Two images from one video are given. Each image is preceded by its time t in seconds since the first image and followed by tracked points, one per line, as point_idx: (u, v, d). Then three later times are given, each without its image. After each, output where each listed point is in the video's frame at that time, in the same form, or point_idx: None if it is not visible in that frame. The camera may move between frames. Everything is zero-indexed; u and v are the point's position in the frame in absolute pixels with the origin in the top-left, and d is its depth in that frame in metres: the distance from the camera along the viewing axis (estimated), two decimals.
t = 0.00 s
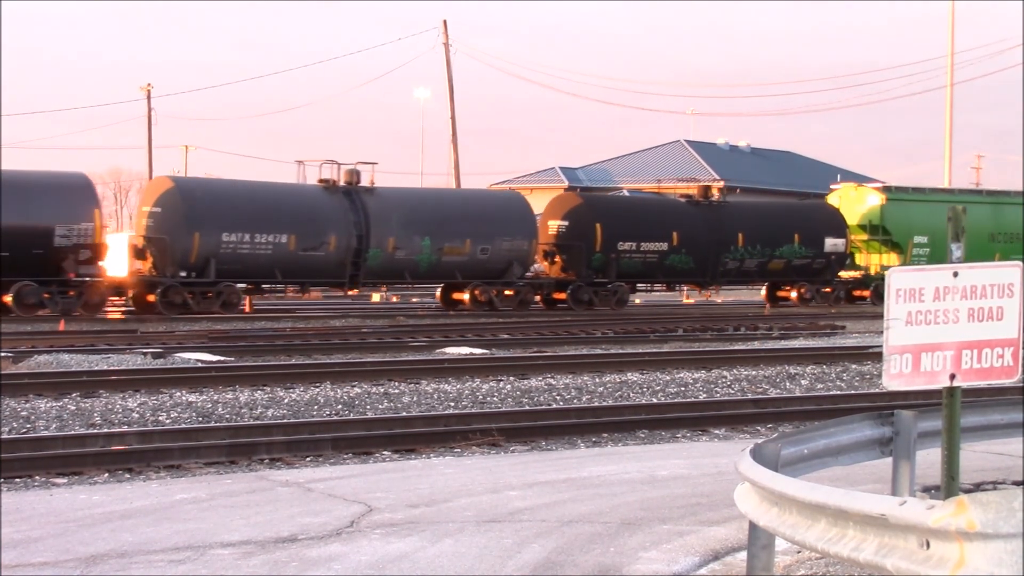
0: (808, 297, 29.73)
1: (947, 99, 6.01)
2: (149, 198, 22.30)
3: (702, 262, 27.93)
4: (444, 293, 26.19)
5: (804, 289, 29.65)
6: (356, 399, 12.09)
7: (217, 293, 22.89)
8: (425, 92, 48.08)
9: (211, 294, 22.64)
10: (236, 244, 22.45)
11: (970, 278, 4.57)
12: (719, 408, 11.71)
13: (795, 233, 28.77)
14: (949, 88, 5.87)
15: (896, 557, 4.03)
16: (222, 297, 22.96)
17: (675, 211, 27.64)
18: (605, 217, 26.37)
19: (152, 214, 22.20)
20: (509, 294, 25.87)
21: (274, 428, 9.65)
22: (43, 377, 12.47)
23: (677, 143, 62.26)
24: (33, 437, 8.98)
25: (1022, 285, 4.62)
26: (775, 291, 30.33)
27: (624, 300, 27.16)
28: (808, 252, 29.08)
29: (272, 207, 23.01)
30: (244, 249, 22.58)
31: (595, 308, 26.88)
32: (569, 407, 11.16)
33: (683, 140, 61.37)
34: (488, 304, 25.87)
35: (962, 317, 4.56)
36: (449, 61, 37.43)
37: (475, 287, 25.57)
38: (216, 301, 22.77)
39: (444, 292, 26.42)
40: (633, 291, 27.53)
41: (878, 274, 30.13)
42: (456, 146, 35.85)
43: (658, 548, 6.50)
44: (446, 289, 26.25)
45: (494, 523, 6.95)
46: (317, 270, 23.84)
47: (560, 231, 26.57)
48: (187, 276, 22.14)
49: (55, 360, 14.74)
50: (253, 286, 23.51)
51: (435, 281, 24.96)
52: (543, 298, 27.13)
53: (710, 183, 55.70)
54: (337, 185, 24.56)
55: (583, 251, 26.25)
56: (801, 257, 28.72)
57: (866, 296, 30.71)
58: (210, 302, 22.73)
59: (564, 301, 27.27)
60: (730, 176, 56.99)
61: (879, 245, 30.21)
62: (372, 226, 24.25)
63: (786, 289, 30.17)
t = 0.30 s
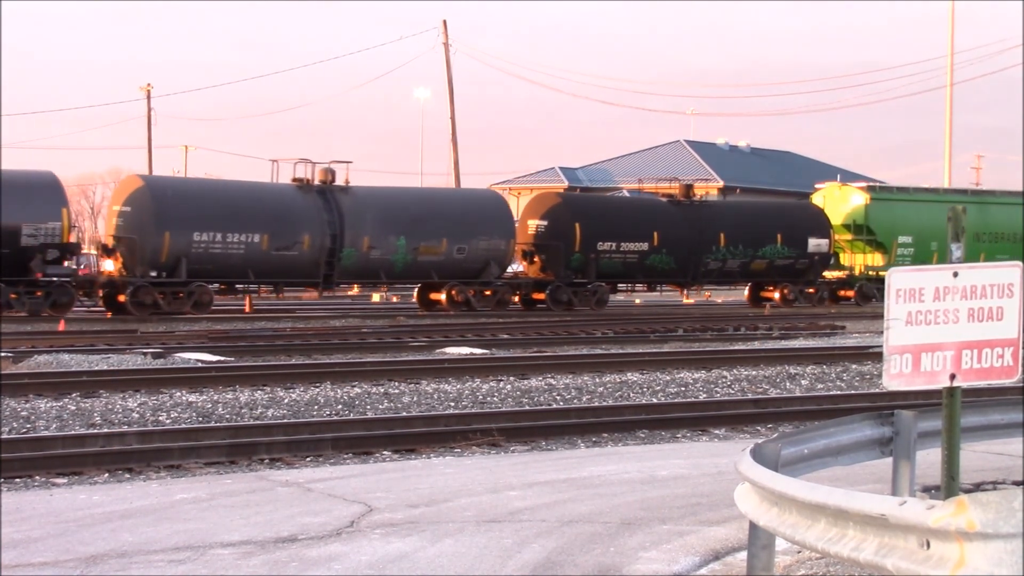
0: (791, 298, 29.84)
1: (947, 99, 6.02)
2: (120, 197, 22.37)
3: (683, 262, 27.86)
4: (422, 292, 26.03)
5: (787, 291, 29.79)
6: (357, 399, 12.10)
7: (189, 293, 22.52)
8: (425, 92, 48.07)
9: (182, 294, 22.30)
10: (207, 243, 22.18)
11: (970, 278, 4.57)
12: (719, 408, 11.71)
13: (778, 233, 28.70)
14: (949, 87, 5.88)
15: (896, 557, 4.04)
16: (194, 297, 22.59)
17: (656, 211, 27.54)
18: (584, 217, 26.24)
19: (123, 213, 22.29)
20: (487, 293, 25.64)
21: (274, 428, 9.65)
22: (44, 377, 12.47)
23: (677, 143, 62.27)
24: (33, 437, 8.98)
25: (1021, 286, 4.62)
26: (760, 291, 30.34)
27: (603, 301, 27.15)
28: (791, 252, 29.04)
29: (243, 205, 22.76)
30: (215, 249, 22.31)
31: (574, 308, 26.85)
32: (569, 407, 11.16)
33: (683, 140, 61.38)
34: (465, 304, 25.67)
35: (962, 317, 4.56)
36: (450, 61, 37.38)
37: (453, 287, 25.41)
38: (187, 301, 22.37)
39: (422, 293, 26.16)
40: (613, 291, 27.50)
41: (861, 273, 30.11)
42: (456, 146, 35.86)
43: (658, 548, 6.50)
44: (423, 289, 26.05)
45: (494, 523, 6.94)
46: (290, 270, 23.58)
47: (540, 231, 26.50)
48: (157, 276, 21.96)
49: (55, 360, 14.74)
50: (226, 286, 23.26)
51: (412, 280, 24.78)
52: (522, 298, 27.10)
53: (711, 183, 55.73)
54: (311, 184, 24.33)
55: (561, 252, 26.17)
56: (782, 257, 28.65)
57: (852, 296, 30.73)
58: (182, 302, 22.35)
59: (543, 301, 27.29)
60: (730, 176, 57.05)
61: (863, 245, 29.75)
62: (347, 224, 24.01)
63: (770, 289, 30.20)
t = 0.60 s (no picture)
0: (773, 297, 29.43)
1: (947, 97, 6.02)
2: (88, 196, 22.03)
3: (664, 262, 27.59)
4: (398, 292, 25.97)
5: (770, 290, 29.35)
6: (356, 399, 12.10)
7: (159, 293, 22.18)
8: (425, 92, 48.03)
9: (153, 294, 21.98)
10: (178, 243, 21.93)
11: (970, 278, 4.57)
12: (719, 408, 11.71)
13: (761, 232, 28.39)
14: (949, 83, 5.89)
15: (896, 556, 4.04)
16: (164, 298, 22.23)
17: (637, 211, 27.30)
18: (562, 217, 26.01)
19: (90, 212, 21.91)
20: (464, 293, 25.56)
21: (274, 428, 9.65)
22: (44, 377, 12.47)
23: (677, 143, 62.27)
24: (33, 437, 8.98)
25: (1021, 285, 4.63)
26: (741, 290, 30.19)
27: (582, 301, 26.96)
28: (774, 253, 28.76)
29: (215, 204, 22.50)
30: (186, 248, 22.07)
31: (553, 308, 26.58)
32: (569, 407, 11.16)
33: (683, 140, 61.38)
34: (441, 303, 25.49)
35: (962, 317, 4.56)
36: (449, 61, 37.37)
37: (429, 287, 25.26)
38: (157, 301, 22.02)
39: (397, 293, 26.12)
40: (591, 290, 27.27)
41: (845, 273, 30.18)
42: (456, 146, 35.86)
43: (658, 548, 6.50)
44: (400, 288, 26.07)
45: (494, 524, 6.95)
46: (262, 270, 23.40)
47: (518, 231, 26.25)
48: (128, 275, 21.68)
49: (55, 360, 14.73)
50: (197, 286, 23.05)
51: (387, 280, 24.62)
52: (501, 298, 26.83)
53: (711, 183, 55.74)
54: (284, 183, 24.10)
55: (539, 251, 25.94)
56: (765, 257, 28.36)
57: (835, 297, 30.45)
58: (151, 302, 21.98)
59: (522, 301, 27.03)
60: (729, 176, 57.10)
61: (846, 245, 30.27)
62: (320, 224, 23.80)
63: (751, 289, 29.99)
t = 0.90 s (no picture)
0: (756, 298, 29.58)
1: (948, 97, 6.03)
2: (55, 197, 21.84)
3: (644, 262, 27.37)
4: (374, 293, 25.65)
5: (752, 291, 29.53)
6: (356, 399, 12.10)
7: (130, 293, 21.86)
8: (425, 91, 48.01)
9: (122, 294, 21.65)
10: (148, 242, 21.67)
11: (971, 278, 4.57)
12: (719, 408, 11.71)
13: (742, 232, 28.32)
14: (949, 80, 5.89)
15: (896, 557, 4.03)
16: (134, 298, 21.90)
17: (617, 210, 27.06)
18: (540, 216, 25.75)
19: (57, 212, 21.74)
20: (441, 293, 25.38)
21: (274, 428, 9.65)
22: (44, 377, 12.48)
23: (677, 142, 62.28)
24: (33, 437, 8.97)
25: (1021, 285, 4.63)
26: (724, 290, 30.32)
27: (560, 301, 26.79)
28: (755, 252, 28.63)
29: (187, 203, 22.28)
30: (156, 248, 21.80)
31: (531, 308, 26.38)
32: (570, 407, 11.15)
33: (683, 140, 61.39)
34: (417, 304, 25.34)
35: (962, 317, 4.56)
36: (449, 60, 37.40)
37: (405, 287, 25.11)
38: (127, 301, 21.69)
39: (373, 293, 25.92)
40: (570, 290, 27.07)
41: (829, 274, 30.24)
42: (456, 146, 35.86)
43: (658, 548, 6.50)
44: (376, 289, 25.74)
45: (494, 524, 6.94)
46: (235, 270, 23.16)
47: (495, 231, 25.98)
48: (96, 275, 21.45)
49: (55, 360, 14.73)
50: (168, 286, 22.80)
51: (363, 280, 24.45)
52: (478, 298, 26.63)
53: (711, 183, 55.76)
54: (257, 182, 23.91)
55: (517, 251, 25.70)
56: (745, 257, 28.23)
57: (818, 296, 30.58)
58: (121, 302, 21.66)
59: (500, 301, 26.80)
60: (729, 176, 57.14)
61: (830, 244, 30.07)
62: (294, 224, 23.61)
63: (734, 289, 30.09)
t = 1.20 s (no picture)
0: (738, 297, 29.12)
1: (948, 96, 6.03)
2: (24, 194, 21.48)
3: (623, 261, 27.08)
4: (349, 292, 25.35)
5: (735, 290, 29.06)
6: (356, 399, 12.09)
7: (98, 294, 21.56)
8: (425, 91, 48.00)
9: (90, 294, 21.37)
10: (117, 242, 21.33)
11: (970, 278, 4.57)
12: (719, 408, 11.71)
13: (723, 232, 28.07)
14: (948, 80, 5.90)
15: (896, 557, 4.03)
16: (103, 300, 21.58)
17: (595, 209, 26.81)
18: (518, 215, 25.49)
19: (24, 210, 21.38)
20: (416, 293, 25.04)
21: (274, 428, 9.65)
22: (44, 377, 12.48)
23: (677, 142, 62.30)
24: (33, 437, 8.97)
25: (1021, 285, 4.63)
26: (706, 291, 29.87)
27: (539, 301, 26.29)
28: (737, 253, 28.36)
29: (157, 202, 21.95)
30: (125, 247, 21.45)
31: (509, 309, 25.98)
32: (570, 407, 11.15)
33: (683, 140, 61.41)
34: (393, 304, 24.98)
35: (962, 317, 4.56)
36: (449, 60, 37.43)
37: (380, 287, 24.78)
38: (94, 302, 21.40)
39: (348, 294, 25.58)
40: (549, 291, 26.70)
41: (812, 274, 29.94)
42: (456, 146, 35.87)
43: (658, 548, 6.50)
44: (350, 288, 25.43)
45: (494, 523, 6.94)
46: (205, 270, 22.77)
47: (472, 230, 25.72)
48: (64, 275, 21.08)
49: (55, 360, 14.73)
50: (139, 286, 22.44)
51: (336, 280, 24.12)
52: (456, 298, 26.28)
53: (711, 183, 55.79)
54: (229, 181, 23.54)
55: (494, 250, 25.36)
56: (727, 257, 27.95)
57: (801, 297, 30.17)
58: (88, 303, 21.37)
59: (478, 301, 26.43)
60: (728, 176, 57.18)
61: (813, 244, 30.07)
62: (265, 223, 23.26)
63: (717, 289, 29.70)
